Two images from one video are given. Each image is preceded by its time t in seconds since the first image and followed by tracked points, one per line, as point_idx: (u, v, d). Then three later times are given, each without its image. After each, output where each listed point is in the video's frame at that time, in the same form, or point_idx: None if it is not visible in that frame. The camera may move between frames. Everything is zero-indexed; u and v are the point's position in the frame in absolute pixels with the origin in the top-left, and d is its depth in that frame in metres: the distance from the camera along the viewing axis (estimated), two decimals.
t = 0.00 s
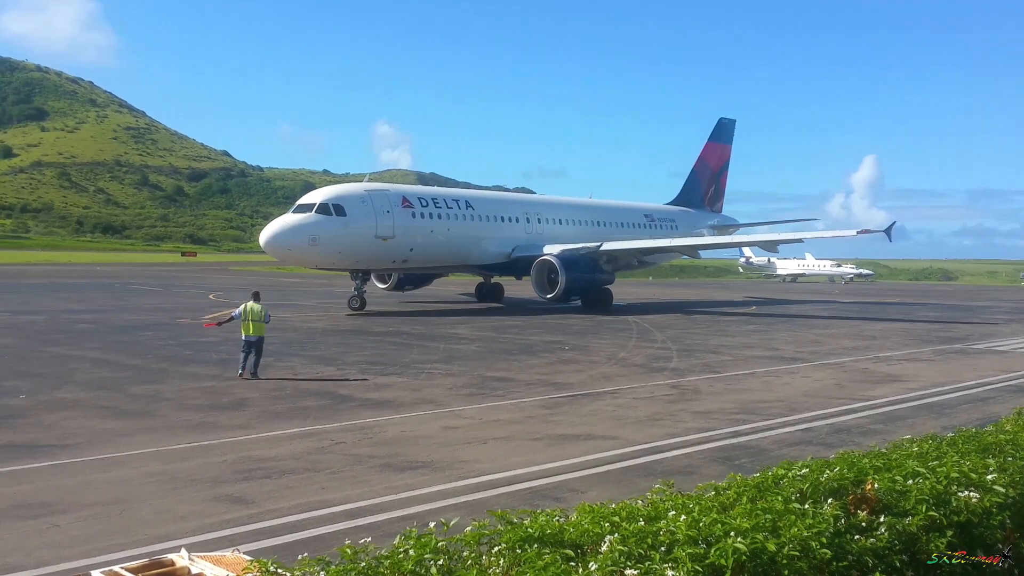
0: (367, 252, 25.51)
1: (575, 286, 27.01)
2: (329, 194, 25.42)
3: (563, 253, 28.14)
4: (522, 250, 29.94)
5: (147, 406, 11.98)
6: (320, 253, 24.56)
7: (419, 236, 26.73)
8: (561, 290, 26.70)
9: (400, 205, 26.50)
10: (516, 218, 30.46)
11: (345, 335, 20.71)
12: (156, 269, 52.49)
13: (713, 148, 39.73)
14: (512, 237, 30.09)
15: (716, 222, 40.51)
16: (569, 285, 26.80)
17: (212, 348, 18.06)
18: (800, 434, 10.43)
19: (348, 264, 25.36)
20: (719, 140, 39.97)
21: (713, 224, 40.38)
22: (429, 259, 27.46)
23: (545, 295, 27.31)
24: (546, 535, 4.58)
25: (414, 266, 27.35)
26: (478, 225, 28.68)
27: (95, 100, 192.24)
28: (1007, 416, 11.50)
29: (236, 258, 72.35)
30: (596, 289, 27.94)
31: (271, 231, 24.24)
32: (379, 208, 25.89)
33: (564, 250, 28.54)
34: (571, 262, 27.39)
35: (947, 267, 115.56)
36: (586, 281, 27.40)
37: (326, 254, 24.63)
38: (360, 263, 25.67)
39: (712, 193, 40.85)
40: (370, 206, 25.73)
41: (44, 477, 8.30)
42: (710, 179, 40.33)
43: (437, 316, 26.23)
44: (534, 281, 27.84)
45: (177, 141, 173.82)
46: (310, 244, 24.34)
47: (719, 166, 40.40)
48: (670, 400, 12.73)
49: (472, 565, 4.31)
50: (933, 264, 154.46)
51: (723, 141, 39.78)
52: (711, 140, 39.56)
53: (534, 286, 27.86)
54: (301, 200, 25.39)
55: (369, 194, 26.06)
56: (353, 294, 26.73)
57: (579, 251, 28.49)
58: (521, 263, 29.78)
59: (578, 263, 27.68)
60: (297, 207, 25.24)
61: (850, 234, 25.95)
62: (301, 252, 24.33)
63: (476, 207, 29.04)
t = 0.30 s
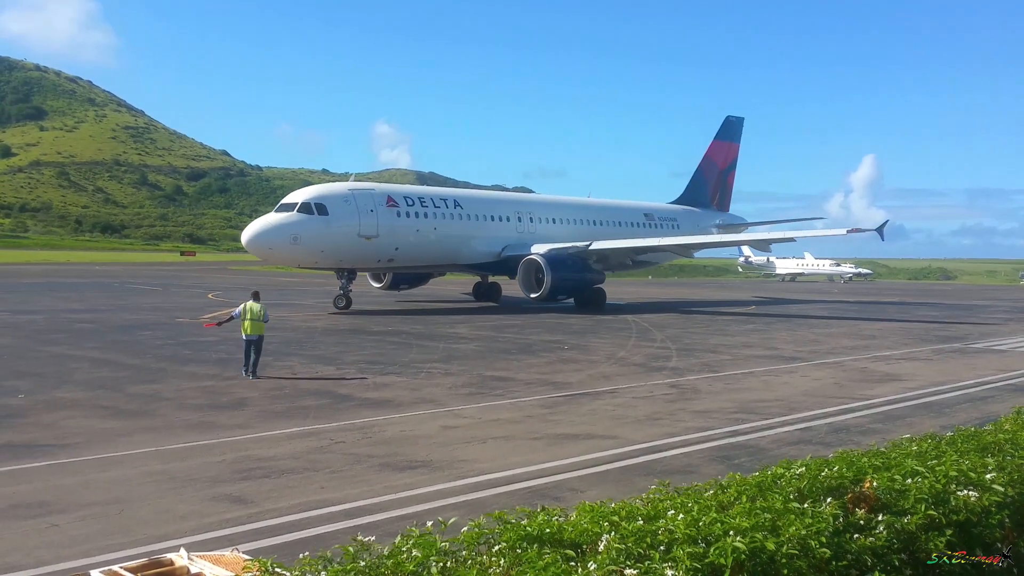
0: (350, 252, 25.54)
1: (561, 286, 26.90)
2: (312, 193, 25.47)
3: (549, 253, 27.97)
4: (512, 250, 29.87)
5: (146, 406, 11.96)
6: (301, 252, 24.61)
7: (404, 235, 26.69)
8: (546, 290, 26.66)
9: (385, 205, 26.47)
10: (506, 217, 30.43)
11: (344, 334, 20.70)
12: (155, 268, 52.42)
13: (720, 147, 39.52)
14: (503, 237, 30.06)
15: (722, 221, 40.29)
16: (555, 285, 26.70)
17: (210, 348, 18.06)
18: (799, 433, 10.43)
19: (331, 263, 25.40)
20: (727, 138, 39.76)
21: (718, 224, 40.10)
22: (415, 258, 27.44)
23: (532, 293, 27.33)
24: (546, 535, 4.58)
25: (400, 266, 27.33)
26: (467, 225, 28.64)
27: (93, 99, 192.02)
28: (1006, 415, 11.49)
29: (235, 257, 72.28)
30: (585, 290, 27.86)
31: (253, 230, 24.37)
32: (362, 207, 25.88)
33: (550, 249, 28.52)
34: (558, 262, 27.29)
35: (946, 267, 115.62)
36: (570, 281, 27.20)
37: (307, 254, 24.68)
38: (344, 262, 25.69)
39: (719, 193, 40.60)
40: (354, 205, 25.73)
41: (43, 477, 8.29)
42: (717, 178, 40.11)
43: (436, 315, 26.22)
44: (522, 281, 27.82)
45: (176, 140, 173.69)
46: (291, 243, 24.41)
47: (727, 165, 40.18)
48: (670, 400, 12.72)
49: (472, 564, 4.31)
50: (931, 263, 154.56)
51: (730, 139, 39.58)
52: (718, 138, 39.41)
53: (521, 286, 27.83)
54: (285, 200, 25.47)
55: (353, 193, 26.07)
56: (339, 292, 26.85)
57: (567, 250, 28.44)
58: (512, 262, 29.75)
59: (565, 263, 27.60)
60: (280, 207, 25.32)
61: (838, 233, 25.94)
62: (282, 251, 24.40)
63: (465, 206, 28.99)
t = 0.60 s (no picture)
0: (335, 251, 25.59)
1: (548, 286, 26.78)
2: (297, 194, 25.55)
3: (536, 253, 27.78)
4: (503, 250, 29.76)
5: (147, 406, 11.97)
6: (285, 252, 24.69)
7: (390, 235, 26.68)
8: (533, 291, 26.56)
9: (370, 204, 26.46)
10: (498, 217, 30.37)
11: (345, 335, 20.71)
12: (155, 269, 52.42)
13: (726, 146, 39.45)
14: (494, 237, 29.99)
15: (727, 220, 40.17)
16: (542, 285, 26.60)
17: (211, 348, 18.06)
18: (799, 433, 10.42)
19: (315, 263, 25.46)
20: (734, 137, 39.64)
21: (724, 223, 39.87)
22: (403, 258, 27.42)
23: (520, 293, 27.27)
24: (546, 535, 4.58)
25: (388, 266, 27.35)
26: (457, 225, 28.59)
27: (93, 100, 192.06)
28: (1006, 415, 11.47)
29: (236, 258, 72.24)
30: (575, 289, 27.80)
31: (236, 230, 24.49)
32: (347, 207, 25.90)
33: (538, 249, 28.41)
34: (545, 263, 27.22)
35: (946, 267, 115.60)
36: (556, 281, 27.06)
37: (291, 254, 24.76)
38: (329, 262, 25.74)
39: (726, 193, 40.49)
40: (339, 205, 25.76)
41: (44, 477, 8.29)
42: (723, 177, 40.02)
43: (436, 315, 26.22)
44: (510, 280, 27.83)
45: (176, 141, 173.71)
46: (274, 243, 24.49)
47: (734, 165, 40.11)
48: (671, 400, 12.73)
49: (473, 565, 4.31)
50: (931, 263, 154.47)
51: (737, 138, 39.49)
52: (725, 138, 39.35)
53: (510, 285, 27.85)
54: (269, 200, 25.56)
55: (338, 194, 26.10)
56: (325, 291, 26.97)
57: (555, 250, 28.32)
58: (503, 262, 29.66)
59: (553, 263, 27.51)
60: (264, 207, 25.42)
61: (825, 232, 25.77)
62: (266, 252, 24.49)
63: (455, 206, 28.92)
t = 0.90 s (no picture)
0: (322, 251, 25.67)
1: (535, 286, 26.71)
2: (285, 194, 25.70)
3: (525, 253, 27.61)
4: (495, 250, 29.70)
5: (151, 406, 12.00)
6: (271, 252, 24.85)
7: (378, 235, 26.68)
8: (520, 290, 26.51)
9: (358, 204, 26.49)
10: (491, 216, 30.32)
11: (348, 335, 20.72)
12: (159, 270, 52.49)
13: (733, 144, 39.41)
14: (486, 236, 29.93)
15: (734, 218, 40.03)
16: (529, 285, 26.55)
17: (214, 348, 18.08)
18: (803, 432, 10.40)
19: (302, 263, 25.57)
20: (741, 135, 39.60)
21: (731, 222, 39.69)
22: (392, 258, 27.43)
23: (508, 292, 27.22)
24: (550, 534, 4.58)
25: (377, 265, 27.38)
26: (448, 224, 28.56)
27: (95, 101, 192.41)
28: (1010, 413, 11.44)
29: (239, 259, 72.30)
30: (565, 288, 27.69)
31: (223, 230, 24.76)
32: (335, 207, 25.95)
33: (528, 248, 28.30)
34: (534, 262, 27.14)
35: (949, 265, 115.42)
36: (545, 280, 27.00)
37: (277, 253, 24.91)
38: (317, 262, 25.84)
39: (733, 192, 40.36)
40: (326, 205, 25.83)
41: (48, 477, 8.31)
42: (731, 176, 39.90)
43: (438, 315, 26.22)
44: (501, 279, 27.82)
45: (179, 142, 173.95)
46: (260, 243, 24.66)
47: (741, 163, 39.99)
48: (674, 398, 12.72)
49: (476, 565, 4.31)
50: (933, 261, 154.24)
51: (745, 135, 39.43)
52: (731, 135, 39.32)
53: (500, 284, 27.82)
54: (258, 201, 25.76)
55: (326, 194, 26.16)
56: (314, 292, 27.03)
57: (546, 249, 28.24)
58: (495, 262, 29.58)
59: (543, 262, 27.44)
60: (252, 208, 25.62)
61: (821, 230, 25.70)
62: (252, 251, 24.67)
63: (446, 206, 28.88)
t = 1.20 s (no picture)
0: (312, 251, 25.72)
1: (525, 286, 26.66)
2: (275, 194, 25.75)
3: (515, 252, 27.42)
4: (490, 249, 29.66)
5: (156, 406, 12.02)
6: (260, 252, 24.92)
7: (369, 234, 26.69)
8: (510, 290, 26.52)
9: (348, 204, 26.47)
10: (487, 215, 30.29)
11: (353, 334, 20.73)
12: (165, 270, 52.57)
13: (743, 142, 39.32)
14: (482, 236, 29.89)
15: (743, 216, 39.96)
16: (519, 285, 26.52)
17: (219, 348, 18.11)
18: (809, 432, 10.36)
19: (292, 262, 25.63)
20: (751, 133, 39.51)
21: (738, 221, 39.57)
22: (384, 258, 27.44)
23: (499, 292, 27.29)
24: (555, 534, 4.57)
25: (368, 265, 27.41)
26: (442, 224, 28.53)
27: (101, 101, 192.94)
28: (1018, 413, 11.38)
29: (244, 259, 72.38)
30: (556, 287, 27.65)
31: (213, 230, 24.83)
32: (324, 207, 25.95)
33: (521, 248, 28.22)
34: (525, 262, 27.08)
35: (955, 265, 115.08)
36: (537, 279, 27.01)
37: (266, 253, 24.98)
38: (306, 261, 25.88)
39: (742, 190, 40.27)
40: (316, 205, 25.86)
41: (53, 477, 8.32)
42: (740, 174, 39.81)
43: (443, 314, 26.21)
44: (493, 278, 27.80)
45: (185, 142, 174.33)
46: (249, 242, 24.73)
47: (750, 160, 39.89)
48: (680, 398, 12.70)
49: (482, 566, 4.29)
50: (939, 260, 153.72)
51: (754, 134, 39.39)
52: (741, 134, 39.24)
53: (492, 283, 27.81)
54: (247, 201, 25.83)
55: (316, 194, 26.16)
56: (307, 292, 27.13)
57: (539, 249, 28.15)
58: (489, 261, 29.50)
59: (534, 262, 27.39)
60: (242, 208, 25.67)
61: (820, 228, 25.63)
62: (241, 251, 24.75)
63: (441, 206, 28.84)
